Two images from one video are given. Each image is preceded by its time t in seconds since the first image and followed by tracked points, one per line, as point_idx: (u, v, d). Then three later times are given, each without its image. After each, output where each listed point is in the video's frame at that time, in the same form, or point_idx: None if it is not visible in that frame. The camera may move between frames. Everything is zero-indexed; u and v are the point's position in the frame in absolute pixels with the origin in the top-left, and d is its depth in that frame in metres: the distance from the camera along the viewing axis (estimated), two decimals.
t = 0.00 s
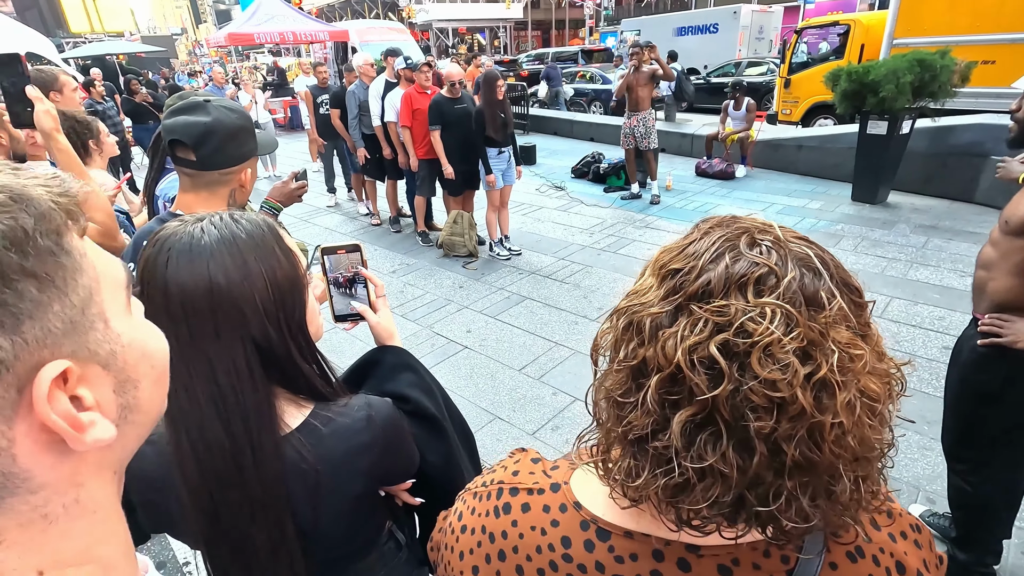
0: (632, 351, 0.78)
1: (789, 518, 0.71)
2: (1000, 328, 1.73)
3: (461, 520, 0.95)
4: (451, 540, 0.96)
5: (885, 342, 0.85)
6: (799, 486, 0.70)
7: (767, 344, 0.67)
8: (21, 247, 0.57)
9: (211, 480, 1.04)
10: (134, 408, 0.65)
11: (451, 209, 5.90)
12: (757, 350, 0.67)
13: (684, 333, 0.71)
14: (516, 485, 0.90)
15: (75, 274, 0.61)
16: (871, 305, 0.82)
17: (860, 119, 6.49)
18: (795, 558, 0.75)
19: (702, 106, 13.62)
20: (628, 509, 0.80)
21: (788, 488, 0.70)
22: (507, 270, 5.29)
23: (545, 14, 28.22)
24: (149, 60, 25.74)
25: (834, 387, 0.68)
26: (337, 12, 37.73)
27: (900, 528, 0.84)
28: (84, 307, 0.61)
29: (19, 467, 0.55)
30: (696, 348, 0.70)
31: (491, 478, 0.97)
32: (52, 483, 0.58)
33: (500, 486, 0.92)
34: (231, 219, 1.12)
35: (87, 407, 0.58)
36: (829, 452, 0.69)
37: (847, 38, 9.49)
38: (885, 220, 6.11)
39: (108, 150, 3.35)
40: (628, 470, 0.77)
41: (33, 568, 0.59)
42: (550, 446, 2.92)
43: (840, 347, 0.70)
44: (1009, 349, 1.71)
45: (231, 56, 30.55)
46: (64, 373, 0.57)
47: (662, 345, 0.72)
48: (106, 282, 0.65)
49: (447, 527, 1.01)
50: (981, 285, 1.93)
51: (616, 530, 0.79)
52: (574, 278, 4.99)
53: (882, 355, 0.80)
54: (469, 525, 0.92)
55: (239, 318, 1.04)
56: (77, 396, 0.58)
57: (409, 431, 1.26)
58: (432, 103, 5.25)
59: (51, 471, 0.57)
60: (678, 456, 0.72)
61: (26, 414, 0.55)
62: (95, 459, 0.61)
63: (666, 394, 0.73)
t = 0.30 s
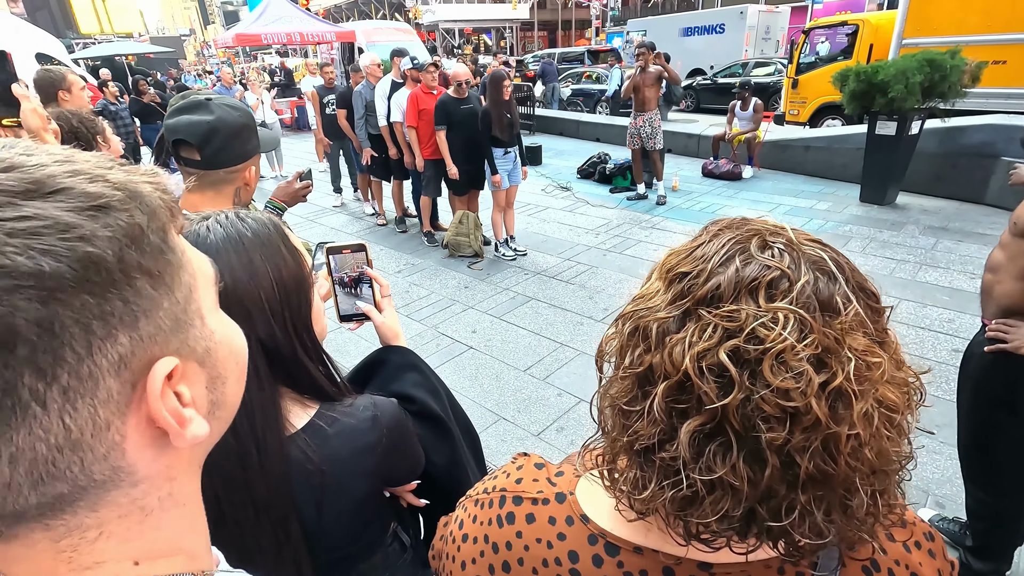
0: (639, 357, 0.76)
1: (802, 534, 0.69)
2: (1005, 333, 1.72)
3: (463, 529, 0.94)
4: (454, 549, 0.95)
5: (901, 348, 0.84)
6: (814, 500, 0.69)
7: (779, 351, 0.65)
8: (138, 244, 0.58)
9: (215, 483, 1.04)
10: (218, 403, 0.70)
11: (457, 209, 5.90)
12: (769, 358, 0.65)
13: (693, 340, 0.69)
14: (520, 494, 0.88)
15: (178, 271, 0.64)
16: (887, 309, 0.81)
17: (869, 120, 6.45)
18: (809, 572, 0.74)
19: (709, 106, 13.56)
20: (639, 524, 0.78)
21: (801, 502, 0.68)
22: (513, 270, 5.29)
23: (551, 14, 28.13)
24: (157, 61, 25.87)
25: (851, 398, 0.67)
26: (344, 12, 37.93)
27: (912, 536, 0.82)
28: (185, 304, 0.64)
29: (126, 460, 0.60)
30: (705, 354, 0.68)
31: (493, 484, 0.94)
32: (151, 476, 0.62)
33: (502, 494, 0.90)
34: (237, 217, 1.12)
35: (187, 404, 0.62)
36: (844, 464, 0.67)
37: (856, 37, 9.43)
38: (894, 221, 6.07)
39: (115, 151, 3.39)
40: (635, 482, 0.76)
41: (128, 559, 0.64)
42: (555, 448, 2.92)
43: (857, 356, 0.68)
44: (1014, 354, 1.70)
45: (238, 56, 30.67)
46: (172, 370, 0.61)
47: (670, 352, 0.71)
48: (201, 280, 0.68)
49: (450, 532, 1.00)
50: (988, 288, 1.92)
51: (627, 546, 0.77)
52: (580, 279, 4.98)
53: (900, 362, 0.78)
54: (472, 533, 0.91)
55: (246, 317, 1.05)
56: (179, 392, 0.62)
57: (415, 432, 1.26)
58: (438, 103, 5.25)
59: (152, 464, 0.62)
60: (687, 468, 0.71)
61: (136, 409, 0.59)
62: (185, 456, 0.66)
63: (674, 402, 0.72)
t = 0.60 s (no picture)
0: (631, 369, 0.74)
1: (801, 558, 0.66)
2: (1015, 340, 1.69)
3: (453, 542, 0.88)
4: (443, 563, 0.88)
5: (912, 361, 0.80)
6: (814, 523, 0.65)
7: (776, 365, 0.62)
8: (268, 269, 0.62)
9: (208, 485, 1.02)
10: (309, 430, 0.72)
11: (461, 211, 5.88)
12: (764, 372, 0.62)
13: (686, 352, 0.67)
14: (512, 509, 0.83)
15: (293, 296, 0.67)
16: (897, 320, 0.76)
17: (877, 122, 6.41)
18: None
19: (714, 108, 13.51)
20: (636, 544, 0.73)
21: (801, 525, 0.65)
22: (518, 272, 5.27)
23: (556, 16, 28.08)
24: (164, 63, 26.02)
25: (854, 415, 0.64)
26: (350, 15, 38.11)
27: (927, 558, 0.75)
28: (295, 330, 0.67)
29: (236, 490, 0.62)
30: (698, 367, 0.66)
31: (485, 497, 0.88)
32: (249, 505, 0.65)
33: (495, 509, 0.84)
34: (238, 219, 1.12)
35: (295, 429, 0.66)
36: (847, 486, 0.64)
37: (863, 39, 9.38)
38: (902, 223, 6.01)
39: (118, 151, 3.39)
40: (626, 500, 0.73)
41: None
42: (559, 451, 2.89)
43: (860, 371, 0.65)
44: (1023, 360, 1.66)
45: (245, 58, 30.87)
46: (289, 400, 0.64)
47: (662, 364, 0.68)
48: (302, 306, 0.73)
49: (441, 544, 0.94)
50: (998, 293, 1.89)
51: (620, 566, 0.72)
52: (584, 281, 4.95)
53: (910, 378, 0.75)
54: (462, 548, 0.85)
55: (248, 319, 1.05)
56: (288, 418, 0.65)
57: (416, 437, 1.23)
58: (444, 105, 5.24)
59: (251, 491, 0.64)
60: (679, 487, 0.68)
61: (251, 438, 0.62)
62: (279, 483, 0.68)
63: (666, 417, 0.69)
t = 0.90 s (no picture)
0: (615, 356, 0.76)
1: (765, 537, 0.67)
2: (1013, 341, 1.72)
3: (452, 534, 0.91)
4: (443, 554, 0.91)
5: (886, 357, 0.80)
6: (777, 504, 0.66)
7: (743, 353, 0.64)
8: (336, 266, 0.67)
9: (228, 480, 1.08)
10: (347, 428, 0.78)
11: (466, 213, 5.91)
12: (732, 359, 0.64)
13: (664, 340, 0.69)
14: (506, 501, 0.86)
15: (349, 294, 0.71)
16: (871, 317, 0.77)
17: (881, 124, 6.41)
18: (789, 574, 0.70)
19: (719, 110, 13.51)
20: (621, 528, 0.75)
21: (765, 505, 0.66)
22: (522, 274, 5.30)
23: (561, 18, 28.14)
24: (172, 66, 26.24)
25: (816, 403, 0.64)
26: (355, 18, 38.35)
27: (902, 542, 0.76)
28: (348, 325, 0.71)
29: (281, 475, 0.67)
30: (674, 354, 0.67)
31: (482, 491, 0.92)
32: (291, 493, 0.70)
33: (490, 502, 0.87)
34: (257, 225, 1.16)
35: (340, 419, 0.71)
36: (808, 469, 0.65)
37: (868, 40, 9.37)
38: (907, 225, 6.01)
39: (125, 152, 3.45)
40: (607, 478, 0.75)
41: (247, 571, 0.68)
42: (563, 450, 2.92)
43: (823, 360, 0.66)
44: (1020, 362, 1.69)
45: (252, 61, 31.13)
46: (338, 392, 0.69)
47: (642, 351, 0.70)
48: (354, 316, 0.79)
49: (441, 537, 0.96)
50: (999, 295, 1.91)
51: (606, 549, 0.74)
52: (587, 283, 4.98)
53: (879, 372, 0.74)
54: (461, 540, 0.88)
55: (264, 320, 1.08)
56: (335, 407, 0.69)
57: (419, 431, 1.26)
58: (449, 107, 5.28)
59: (294, 475, 0.69)
60: (654, 467, 0.69)
61: (300, 425, 0.67)
62: (312, 481, 0.72)
63: (644, 400, 0.70)
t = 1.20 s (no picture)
0: (618, 331, 0.83)
1: (751, 491, 0.72)
2: (1014, 337, 1.74)
3: (469, 510, 0.97)
4: (461, 529, 0.98)
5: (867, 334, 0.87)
6: (762, 460, 0.72)
7: (730, 319, 0.70)
8: (425, 263, 0.82)
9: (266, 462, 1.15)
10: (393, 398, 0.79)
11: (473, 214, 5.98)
12: (720, 324, 0.70)
13: (660, 312, 0.76)
14: (519, 476, 0.92)
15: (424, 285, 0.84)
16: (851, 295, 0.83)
17: (885, 124, 6.44)
18: (784, 535, 0.76)
19: (723, 112, 13.54)
20: (628, 492, 0.81)
21: (751, 460, 0.72)
22: (528, 274, 5.37)
23: (566, 21, 28.22)
24: (181, 70, 26.45)
25: (794, 364, 0.70)
26: (361, 21, 38.61)
27: (890, 511, 0.82)
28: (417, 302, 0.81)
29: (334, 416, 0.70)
30: (669, 324, 0.74)
31: (496, 470, 0.98)
32: (336, 438, 0.71)
33: (504, 477, 0.94)
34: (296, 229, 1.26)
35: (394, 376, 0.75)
36: (789, 425, 0.70)
37: (873, 42, 9.40)
38: (912, 225, 6.04)
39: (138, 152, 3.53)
40: (611, 443, 0.81)
41: (286, 509, 0.67)
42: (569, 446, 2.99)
43: (800, 326, 0.71)
44: (1021, 357, 1.72)
45: (259, 65, 31.37)
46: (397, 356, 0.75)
47: (641, 323, 0.77)
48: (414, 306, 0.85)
49: (458, 516, 1.02)
50: (1000, 292, 1.94)
51: (613, 515, 0.80)
52: (593, 283, 5.03)
53: (857, 341, 0.79)
54: (478, 514, 0.94)
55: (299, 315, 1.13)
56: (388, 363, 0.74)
57: (434, 417, 1.33)
58: (456, 109, 5.36)
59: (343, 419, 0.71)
60: (652, 427, 0.76)
61: (359, 371, 0.71)
62: (354, 441, 0.75)
63: (643, 367, 0.77)
